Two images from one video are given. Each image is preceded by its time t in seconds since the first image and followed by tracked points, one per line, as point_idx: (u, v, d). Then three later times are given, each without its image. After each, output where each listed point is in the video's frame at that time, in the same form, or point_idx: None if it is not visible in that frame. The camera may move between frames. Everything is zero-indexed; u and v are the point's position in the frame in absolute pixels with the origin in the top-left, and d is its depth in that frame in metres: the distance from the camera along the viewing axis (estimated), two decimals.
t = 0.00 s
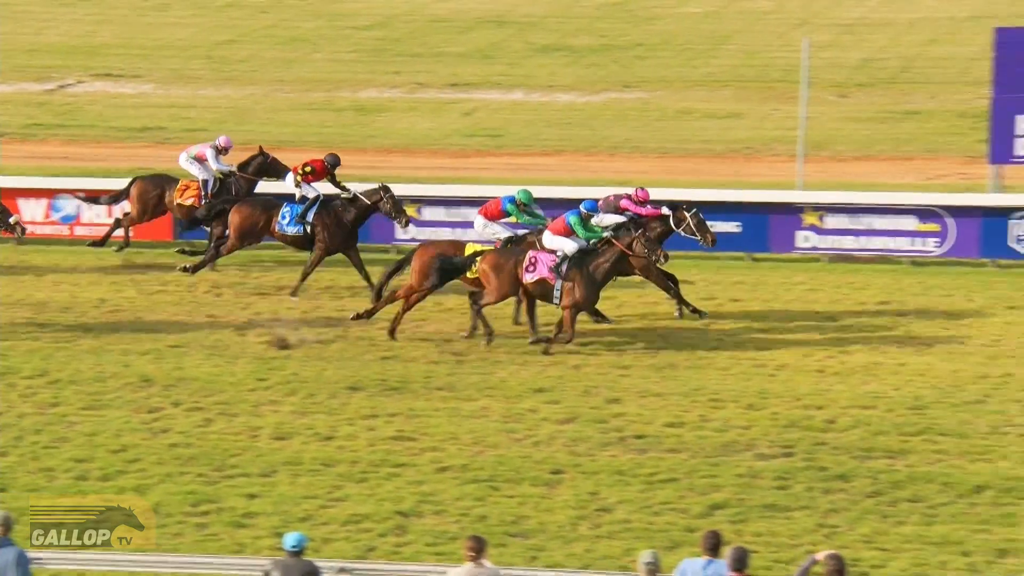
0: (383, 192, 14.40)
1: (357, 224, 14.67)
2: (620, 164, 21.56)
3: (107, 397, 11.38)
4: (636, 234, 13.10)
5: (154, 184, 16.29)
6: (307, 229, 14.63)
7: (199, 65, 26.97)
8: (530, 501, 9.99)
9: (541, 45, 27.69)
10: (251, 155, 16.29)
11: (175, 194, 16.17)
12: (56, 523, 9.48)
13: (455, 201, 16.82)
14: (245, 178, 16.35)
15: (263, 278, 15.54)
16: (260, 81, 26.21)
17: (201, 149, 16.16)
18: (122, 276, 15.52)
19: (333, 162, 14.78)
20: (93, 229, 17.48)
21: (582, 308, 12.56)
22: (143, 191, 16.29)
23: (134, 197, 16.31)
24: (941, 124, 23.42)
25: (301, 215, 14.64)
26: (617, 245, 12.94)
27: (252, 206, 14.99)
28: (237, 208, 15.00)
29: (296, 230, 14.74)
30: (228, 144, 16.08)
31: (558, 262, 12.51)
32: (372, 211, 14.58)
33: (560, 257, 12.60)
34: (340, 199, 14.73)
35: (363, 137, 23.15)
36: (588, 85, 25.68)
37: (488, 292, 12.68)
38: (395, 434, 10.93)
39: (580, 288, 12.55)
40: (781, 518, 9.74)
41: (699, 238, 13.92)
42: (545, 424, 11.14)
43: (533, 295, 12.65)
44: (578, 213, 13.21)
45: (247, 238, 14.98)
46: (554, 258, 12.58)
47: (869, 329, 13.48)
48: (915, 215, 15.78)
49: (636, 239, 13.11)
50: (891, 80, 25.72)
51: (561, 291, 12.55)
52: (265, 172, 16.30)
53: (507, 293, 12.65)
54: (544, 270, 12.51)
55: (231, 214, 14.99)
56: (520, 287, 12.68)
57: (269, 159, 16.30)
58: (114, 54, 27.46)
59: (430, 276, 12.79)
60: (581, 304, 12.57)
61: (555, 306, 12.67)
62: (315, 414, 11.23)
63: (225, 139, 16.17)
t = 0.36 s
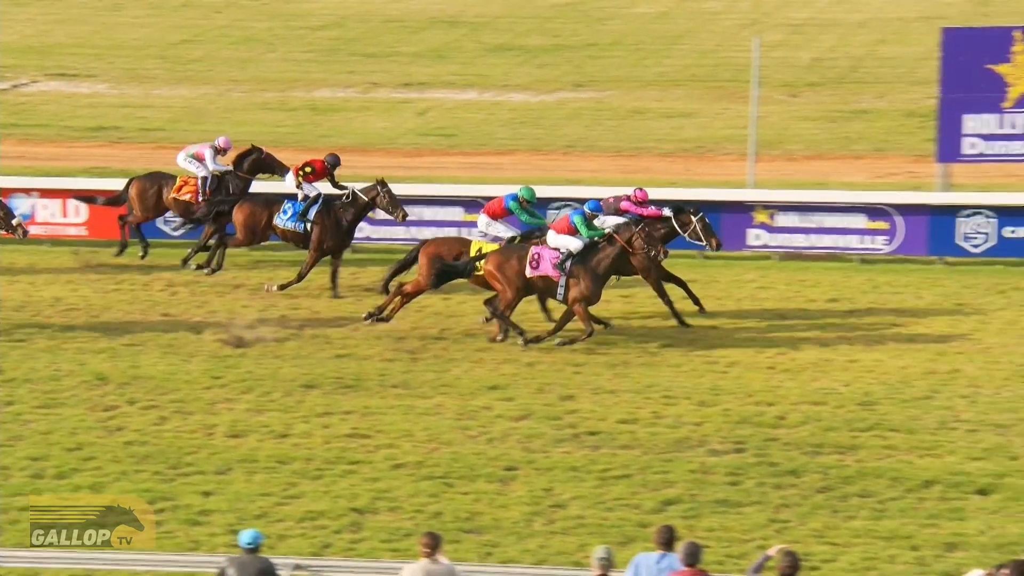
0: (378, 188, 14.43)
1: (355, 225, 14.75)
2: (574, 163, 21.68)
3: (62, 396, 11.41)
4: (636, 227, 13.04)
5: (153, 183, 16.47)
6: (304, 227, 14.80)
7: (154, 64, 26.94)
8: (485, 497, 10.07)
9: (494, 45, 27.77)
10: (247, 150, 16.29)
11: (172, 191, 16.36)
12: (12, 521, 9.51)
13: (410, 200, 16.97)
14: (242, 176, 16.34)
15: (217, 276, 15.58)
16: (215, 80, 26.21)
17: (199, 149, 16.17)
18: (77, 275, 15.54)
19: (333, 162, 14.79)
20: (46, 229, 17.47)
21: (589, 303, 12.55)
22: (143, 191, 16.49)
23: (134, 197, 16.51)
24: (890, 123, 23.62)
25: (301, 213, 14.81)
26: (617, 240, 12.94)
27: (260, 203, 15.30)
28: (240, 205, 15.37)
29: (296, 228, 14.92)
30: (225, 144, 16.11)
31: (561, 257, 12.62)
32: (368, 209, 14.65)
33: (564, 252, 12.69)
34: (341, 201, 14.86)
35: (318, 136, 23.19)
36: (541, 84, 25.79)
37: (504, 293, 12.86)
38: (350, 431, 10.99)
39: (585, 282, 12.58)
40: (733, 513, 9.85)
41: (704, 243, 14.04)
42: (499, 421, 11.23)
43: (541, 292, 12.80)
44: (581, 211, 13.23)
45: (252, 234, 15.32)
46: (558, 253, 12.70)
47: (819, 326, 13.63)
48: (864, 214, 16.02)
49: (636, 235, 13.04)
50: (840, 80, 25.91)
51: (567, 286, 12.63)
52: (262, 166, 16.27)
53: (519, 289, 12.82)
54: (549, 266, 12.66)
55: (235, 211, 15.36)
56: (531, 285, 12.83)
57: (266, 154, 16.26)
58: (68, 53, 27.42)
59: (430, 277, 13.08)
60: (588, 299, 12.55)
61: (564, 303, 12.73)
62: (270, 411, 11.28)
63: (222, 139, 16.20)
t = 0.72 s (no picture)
0: (373, 182, 14.56)
1: (354, 220, 14.89)
2: (503, 162, 21.81)
3: None
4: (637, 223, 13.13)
5: (147, 183, 16.33)
6: (303, 225, 14.88)
7: (85, 64, 26.89)
8: (416, 492, 10.19)
9: (424, 45, 27.86)
10: (240, 149, 16.22)
11: (168, 190, 16.24)
12: None
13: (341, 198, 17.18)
14: (236, 175, 16.27)
15: (149, 275, 15.64)
16: (147, 80, 26.19)
17: (196, 148, 16.21)
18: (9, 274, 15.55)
19: (333, 162, 14.87)
20: None
21: (598, 296, 12.74)
22: (138, 192, 16.35)
23: (131, 198, 16.38)
24: (814, 122, 23.88)
25: (301, 210, 14.89)
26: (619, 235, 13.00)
27: (260, 201, 15.31)
28: (242, 205, 15.38)
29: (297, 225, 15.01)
30: (221, 144, 16.03)
31: (564, 255, 12.73)
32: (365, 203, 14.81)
33: (568, 250, 12.77)
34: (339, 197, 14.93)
35: (249, 135, 23.23)
36: (470, 84, 25.91)
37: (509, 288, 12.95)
38: (282, 428, 11.09)
39: (592, 278, 12.75)
40: (661, 507, 10.00)
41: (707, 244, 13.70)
42: (430, 417, 11.35)
43: (542, 290, 12.90)
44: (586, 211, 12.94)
45: (258, 233, 15.32)
46: (562, 250, 12.79)
47: (746, 322, 13.82)
48: (790, 211, 16.25)
49: (636, 231, 13.08)
50: (764, 80, 26.17)
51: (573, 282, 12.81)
52: (255, 166, 16.18)
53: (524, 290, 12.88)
54: (552, 264, 12.76)
55: (238, 210, 15.37)
56: (537, 285, 12.90)
57: (259, 153, 16.18)
58: None
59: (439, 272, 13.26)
60: (595, 292, 12.74)
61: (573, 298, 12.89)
62: (203, 408, 11.36)
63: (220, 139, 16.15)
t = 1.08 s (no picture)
0: (370, 177, 14.78)
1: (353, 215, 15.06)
2: (457, 161, 21.88)
3: None
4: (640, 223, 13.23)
5: (146, 184, 16.35)
6: (304, 223, 15.03)
7: (39, 65, 26.85)
8: (371, 490, 10.25)
9: (378, 46, 27.91)
10: (237, 151, 16.38)
11: (167, 190, 16.27)
12: None
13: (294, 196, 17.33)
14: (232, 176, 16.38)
15: (104, 275, 15.67)
16: (101, 80, 26.18)
17: (195, 147, 16.24)
18: None
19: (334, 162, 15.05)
20: None
21: (603, 296, 12.87)
22: (138, 194, 16.38)
23: (131, 201, 16.40)
24: (765, 122, 24.04)
25: (302, 208, 15.02)
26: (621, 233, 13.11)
27: (258, 200, 15.43)
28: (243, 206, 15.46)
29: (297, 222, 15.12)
30: (220, 146, 16.12)
31: (568, 256, 12.80)
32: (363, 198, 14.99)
33: (571, 250, 12.86)
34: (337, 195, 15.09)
35: (204, 135, 23.25)
36: (424, 84, 25.97)
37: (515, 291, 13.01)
38: (238, 427, 11.14)
39: (596, 278, 12.87)
40: (615, 503, 10.10)
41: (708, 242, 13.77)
42: (386, 415, 11.42)
43: (546, 290, 12.97)
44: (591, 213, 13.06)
45: (261, 234, 15.37)
46: (565, 251, 12.88)
47: (699, 321, 13.95)
48: (741, 211, 16.42)
49: (641, 230, 13.22)
50: (715, 80, 26.32)
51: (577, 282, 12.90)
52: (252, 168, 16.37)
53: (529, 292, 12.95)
54: (556, 265, 12.85)
55: (239, 212, 15.46)
56: (540, 286, 12.97)
57: (256, 155, 16.37)
58: None
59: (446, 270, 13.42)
60: (600, 293, 12.87)
61: (577, 297, 12.99)
62: (159, 408, 11.41)
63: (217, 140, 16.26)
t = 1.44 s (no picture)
0: (367, 177, 14.99)
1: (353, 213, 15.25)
2: (412, 162, 21.95)
3: None
4: (648, 224, 13.32)
5: (144, 185, 16.22)
6: (306, 223, 15.15)
7: None
8: (328, 488, 10.32)
9: (334, 47, 27.95)
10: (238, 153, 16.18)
11: (165, 191, 16.14)
12: None
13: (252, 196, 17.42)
14: (232, 178, 16.23)
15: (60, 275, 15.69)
16: (56, 81, 26.15)
17: (195, 148, 15.91)
18: None
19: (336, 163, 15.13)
20: None
21: (610, 294, 12.95)
22: (136, 196, 16.26)
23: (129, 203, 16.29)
24: (717, 122, 24.20)
25: (303, 208, 15.16)
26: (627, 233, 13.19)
27: (258, 201, 15.51)
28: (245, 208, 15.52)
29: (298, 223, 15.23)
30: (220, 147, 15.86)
31: (571, 257, 12.89)
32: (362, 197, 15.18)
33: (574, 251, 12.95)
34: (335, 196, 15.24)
35: (160, 137, 23.26)
36: (380, 85, 26.03)
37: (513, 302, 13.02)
38: (195, 426, 11.20)
39: (602, 277, 12.95)
40: (570, 501, 10.19)
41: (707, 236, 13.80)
42: (342, 414, 11.49)
43: (553, 292, 13.03)
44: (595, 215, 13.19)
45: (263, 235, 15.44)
46: (569, 252, 12.97)
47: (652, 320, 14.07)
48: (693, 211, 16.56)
49: (648, 230, 13.30)
50: (668, 81, 26.48)
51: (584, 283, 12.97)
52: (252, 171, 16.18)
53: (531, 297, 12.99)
54: (561, 266, 12.93)
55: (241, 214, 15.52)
56: (544, 289, 13.04)
57: (257, 159, 16.19)
58: None
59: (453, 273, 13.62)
60: (607, 291, 12.95)
61: (585, 298, 13.06)
62: (116, 408, 11.46)
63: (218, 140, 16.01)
